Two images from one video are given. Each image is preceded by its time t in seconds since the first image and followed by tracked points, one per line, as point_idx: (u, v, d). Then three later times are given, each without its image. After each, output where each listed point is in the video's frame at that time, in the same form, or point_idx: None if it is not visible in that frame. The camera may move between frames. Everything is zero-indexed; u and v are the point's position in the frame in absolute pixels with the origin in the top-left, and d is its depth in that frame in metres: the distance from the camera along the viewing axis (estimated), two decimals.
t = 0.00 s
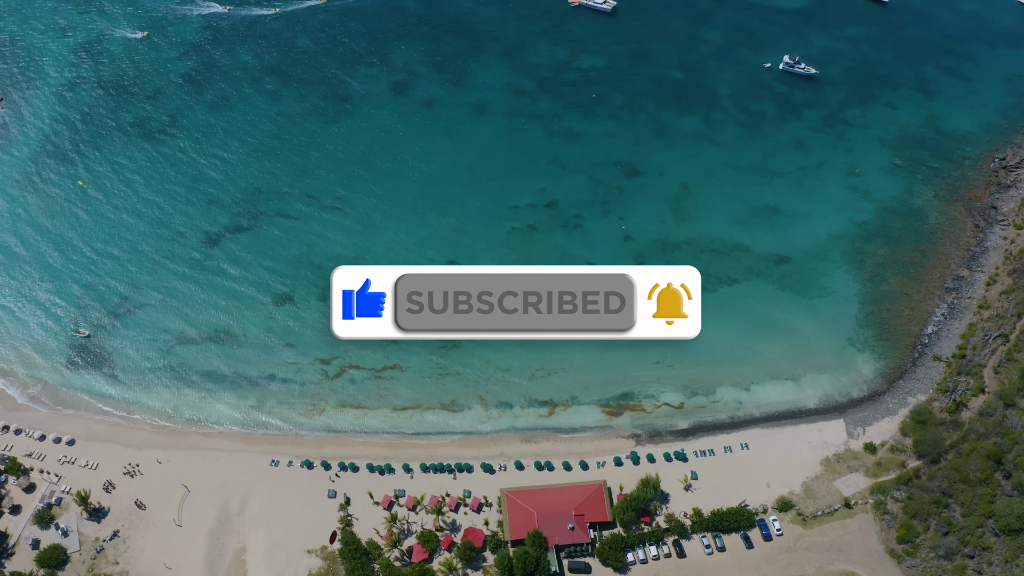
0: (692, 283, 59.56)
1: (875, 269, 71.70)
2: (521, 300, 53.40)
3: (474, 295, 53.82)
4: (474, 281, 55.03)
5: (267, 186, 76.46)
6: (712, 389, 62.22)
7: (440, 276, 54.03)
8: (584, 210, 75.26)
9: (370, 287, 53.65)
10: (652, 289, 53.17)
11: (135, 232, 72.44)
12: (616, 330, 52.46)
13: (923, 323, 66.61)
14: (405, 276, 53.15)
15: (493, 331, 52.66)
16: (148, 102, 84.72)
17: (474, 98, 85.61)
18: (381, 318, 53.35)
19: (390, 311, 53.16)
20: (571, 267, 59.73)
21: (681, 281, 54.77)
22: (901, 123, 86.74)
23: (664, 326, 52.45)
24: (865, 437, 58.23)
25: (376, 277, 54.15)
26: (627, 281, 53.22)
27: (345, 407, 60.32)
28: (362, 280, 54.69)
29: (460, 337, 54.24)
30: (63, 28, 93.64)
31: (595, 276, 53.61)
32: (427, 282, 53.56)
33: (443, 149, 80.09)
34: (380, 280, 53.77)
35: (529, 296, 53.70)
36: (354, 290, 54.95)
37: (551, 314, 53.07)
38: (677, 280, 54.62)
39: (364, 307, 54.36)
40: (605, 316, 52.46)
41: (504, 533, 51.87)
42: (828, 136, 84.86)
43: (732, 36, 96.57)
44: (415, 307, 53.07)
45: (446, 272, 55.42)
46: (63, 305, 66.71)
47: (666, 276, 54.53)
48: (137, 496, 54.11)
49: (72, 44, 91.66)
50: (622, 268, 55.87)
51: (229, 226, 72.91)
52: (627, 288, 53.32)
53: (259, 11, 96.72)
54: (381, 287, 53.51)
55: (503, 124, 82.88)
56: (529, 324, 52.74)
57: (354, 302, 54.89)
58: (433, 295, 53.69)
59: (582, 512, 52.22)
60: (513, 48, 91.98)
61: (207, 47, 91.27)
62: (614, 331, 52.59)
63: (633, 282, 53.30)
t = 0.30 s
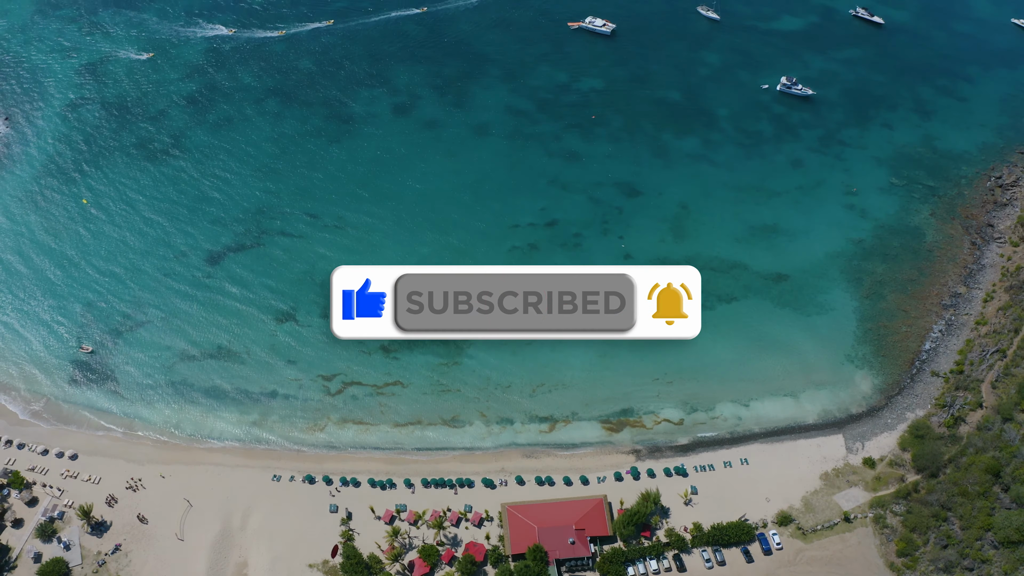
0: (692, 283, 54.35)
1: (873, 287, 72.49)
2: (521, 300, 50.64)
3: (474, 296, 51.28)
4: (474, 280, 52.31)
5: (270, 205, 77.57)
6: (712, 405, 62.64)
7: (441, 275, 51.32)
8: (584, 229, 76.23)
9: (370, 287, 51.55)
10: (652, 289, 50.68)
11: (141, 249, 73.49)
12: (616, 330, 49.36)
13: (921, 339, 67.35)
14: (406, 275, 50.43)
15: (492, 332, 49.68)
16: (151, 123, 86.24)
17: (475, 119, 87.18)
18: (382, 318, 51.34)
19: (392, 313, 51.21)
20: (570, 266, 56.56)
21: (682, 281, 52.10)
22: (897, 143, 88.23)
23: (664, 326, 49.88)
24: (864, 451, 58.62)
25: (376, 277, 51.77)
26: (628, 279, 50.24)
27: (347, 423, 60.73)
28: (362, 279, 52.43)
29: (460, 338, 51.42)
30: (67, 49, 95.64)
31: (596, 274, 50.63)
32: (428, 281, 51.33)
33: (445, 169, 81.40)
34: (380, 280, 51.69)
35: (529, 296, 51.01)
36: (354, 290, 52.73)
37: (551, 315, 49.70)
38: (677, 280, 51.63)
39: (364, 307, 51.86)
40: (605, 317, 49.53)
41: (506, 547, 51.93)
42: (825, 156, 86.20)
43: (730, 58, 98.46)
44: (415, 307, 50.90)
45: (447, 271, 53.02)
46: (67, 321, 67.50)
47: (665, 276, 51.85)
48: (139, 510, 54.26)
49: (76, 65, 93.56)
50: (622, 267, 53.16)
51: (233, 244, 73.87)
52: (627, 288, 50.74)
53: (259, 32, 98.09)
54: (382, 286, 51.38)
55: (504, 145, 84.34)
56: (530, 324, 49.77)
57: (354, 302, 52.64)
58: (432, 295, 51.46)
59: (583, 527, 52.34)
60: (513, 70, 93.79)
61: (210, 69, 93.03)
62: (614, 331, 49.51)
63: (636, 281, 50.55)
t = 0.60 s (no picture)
0: (691, 283, 57.64)
1: (870, 304, 73.25)
2: (521, 299, 52.05)
3: (474, 295, 52.62)
4: (474, 280, 53.64)
5: (273, 224, 78.57)
6: (711, 421, 63.10)
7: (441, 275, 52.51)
8: (584, 248, 77.21)
9: (370, 287, 52.60)
10: (652, 289, 51.95)
11: (145, 267, 74.42)
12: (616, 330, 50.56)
13: (919, 356, 68.01)
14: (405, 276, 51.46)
15: (493, 331, 51.34)
16: (154, 144, 87.72)
17: (476, 140, 88.67)
18: (382, 318, 52.67)
19: (392, 312, 52.46)
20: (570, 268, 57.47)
21: (681, 281, 54.34)
22: (893, 163, 89.59)
23: (664, 326, 51.48)
24: (862, 467, 58.98)
25: (376, 277, 52.84)
26: (628, 280, 51.61)
27: (348, 439, 61.09)
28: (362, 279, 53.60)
29: (461, 336, 53.23)
30: (72, 71, 97.59)
31: (597, 275, 51.65)
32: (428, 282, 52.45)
33: (447, 189, 82.63)
34: (380, 280, 52.86)
35: (529, 296, 52.38)
36: (355, 289, 53.95)
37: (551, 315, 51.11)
38: (677, 280, 54.25)
39: (364, 307, 53.26)
40: (605, 317, 50.53)
41: (506, 562, 51.99)
42: (823, 176, 87.49)
43: (727, 80, 100.28)
44: (415, 307, 52.04)
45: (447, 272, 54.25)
46: (72, 338, 68.21)
47: (665, 275, 54.24)
48: (141, 524, 54.42)
49: (81, 86, 95.44)
50: (622, 268, 54.40)
51: (236, 262, 74.83)
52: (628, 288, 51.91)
53: (262, 54, 99.85)
54: (381, 287, 52.60)
55: (505, 165, 85.72)
56: (529, 324, 51.22)
57: (355, 301, 53.93)
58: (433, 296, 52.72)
59: (584, 541, 52.49)
60: (514, 92, 95.55)
61: (213, 90, 94.76)
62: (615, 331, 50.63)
63: (636, 283, 51.69)
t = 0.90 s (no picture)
0: (691, 283, 59.00)
1: (868, 321, 74.02)
2: (521, 299, 53.03)
3: (474, 295, 53.52)
4: (475, 280, 54.59)
5: (276, 243, 79.53)
6: (710, 438, 63.59)
7: (441, 276, 53.53)
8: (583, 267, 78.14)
9: (370, 287, 54.14)
10: (652, 289, 53.46)
11: (149, 285, 75.30)
12: (616, 330, 51.47)
13: (916, 373, 68.65)
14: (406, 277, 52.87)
15: (494, 331, 52.38)
16: (157, 164, 89.11)
17: (476, 161, 90.09)
18: (382, 318, 53.94)
19: (391, 312, 53.75)
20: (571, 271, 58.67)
21: (681, 281, 55.80)
22: (890, 183, 91.00)
23: (664, 326, 52.67)
24: (861, 482, 59.32)
25: (376, 277, 54.53)
26: (628, 280, 52.87)
27: (350, 455, 61.43)
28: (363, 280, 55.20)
29: (460, 336, 53.99)
30: (77, 92, 99.49)
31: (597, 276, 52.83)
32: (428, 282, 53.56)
33: (448, 210, 83.81)
34: (380, 280, 54.10)
35: (529, 296, 53.28)
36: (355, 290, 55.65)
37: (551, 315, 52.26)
38: (677, 280, 55.60)
39: (363, 307, 54.90)
40: (605, 316, 51.56)
41: None
42: (820, 196, 88.80)
43: (724, 102, 102.10)
44: (415, 307, 53.05)
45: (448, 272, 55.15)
46: (76, 354, 68.87)
47: (665, 275, 55.40)
48: (143, 538, 54.54)
49: (86, 107, 97.25)
50: (622, 269, 55.59)
51: (239, 280, 75.70)
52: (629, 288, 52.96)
53: (264, 76, 101.48)
54: (381, 287, 54.01)
55: (505, 186, 87.05)
56: (528, 324, 52.16)
57: (354, 301, 55.63)
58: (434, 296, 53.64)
59: (584, 556, 52.50)
60: (514, 114, 97.36)
61: (216, 111, 96.45)
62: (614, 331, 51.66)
63: (635, 283, 52.95)
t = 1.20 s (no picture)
0: (691, 283, 57.60)
1: (865, 340, 74.79)
2: (521, 300, 53.34)
3: (474, 295, 53.81)
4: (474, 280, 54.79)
5: (278, 262, 80.45)
6: (709, 455, 64.03)
7: (440, 276, 53.88)
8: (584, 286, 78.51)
9: (370, 287, 54.90)
10: (652, 289, 54.25)
11: (152, 303, 76.12)
12: (617, 331, 52.37)
13: (913, 390, 69.36)
14: (406, 278, 53.38)
15: (494, 331, 52.48)
16: (160, 185, 90.41)
17: (477, 183, 91.47)
18: (382, 318, 54.69)
19: (390, 312, 54.50)
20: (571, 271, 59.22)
21: (682, 281, 55.48)
22: (887, 203, 92.41)
23: (664, 326, 53.29)
24: (859, 498, 59.74)
25: (376, 278, 55.19)
26: (629, 280, 53.39)
27: (351, 470, 61.79)
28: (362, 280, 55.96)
29: (460, 337, 53.75)
30: (81, 113, 101.19)
31: (597, 276, 53.32)
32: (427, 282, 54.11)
33: (449, 230, 84.98)
34: (380, 280, 54.94)
35: (529, 296, 53.69)
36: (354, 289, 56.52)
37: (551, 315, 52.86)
38: (677, 280, 55.40)
39: (363, 307, 55.75)
40: (605, 317, 52.40)
41: None
42: (817, 216, 89.98)
43: (722, 124, 103.79)
44: (415, 307, 53.58)
45: (447, 272, 55.33)
46: (80, 371, 69.53)
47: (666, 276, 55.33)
48: (145, 553, 54.78)
49: (90, 128, 98.91)
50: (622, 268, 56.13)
51: (241, 298, 76.46)
52: (628, 288, 53.63)
53: (264, 100, 102.82)
54: (381, 287, 54.76)
55: (505, 207, 88.31)
56: (528, 324, 52.70)
57: (354, 301, 56.50)
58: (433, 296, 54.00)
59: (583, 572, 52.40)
60: (514, 136, 99.02)
61: (218, 133, 98.04)
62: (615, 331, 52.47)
63: (636, 283, 53.36)
